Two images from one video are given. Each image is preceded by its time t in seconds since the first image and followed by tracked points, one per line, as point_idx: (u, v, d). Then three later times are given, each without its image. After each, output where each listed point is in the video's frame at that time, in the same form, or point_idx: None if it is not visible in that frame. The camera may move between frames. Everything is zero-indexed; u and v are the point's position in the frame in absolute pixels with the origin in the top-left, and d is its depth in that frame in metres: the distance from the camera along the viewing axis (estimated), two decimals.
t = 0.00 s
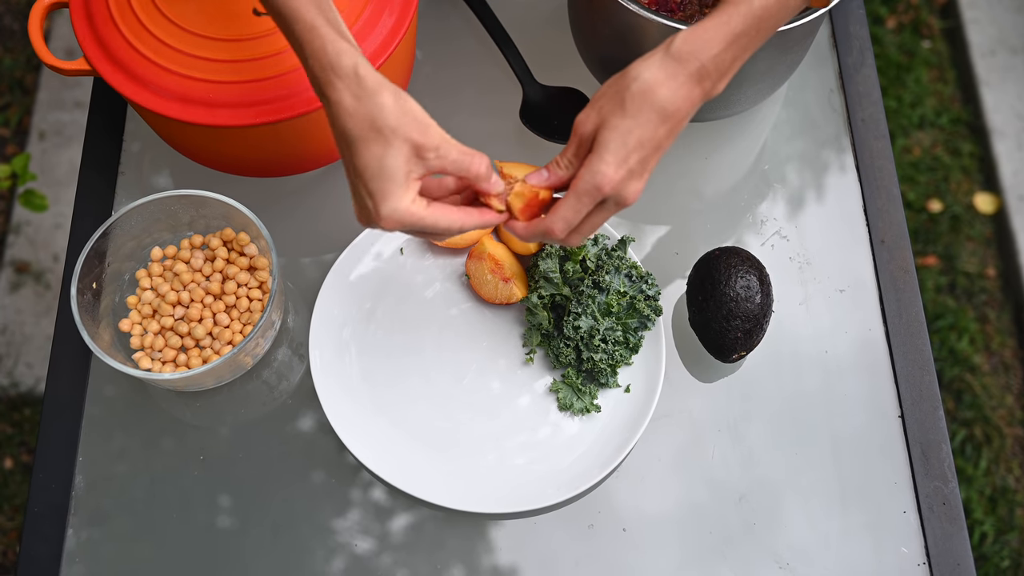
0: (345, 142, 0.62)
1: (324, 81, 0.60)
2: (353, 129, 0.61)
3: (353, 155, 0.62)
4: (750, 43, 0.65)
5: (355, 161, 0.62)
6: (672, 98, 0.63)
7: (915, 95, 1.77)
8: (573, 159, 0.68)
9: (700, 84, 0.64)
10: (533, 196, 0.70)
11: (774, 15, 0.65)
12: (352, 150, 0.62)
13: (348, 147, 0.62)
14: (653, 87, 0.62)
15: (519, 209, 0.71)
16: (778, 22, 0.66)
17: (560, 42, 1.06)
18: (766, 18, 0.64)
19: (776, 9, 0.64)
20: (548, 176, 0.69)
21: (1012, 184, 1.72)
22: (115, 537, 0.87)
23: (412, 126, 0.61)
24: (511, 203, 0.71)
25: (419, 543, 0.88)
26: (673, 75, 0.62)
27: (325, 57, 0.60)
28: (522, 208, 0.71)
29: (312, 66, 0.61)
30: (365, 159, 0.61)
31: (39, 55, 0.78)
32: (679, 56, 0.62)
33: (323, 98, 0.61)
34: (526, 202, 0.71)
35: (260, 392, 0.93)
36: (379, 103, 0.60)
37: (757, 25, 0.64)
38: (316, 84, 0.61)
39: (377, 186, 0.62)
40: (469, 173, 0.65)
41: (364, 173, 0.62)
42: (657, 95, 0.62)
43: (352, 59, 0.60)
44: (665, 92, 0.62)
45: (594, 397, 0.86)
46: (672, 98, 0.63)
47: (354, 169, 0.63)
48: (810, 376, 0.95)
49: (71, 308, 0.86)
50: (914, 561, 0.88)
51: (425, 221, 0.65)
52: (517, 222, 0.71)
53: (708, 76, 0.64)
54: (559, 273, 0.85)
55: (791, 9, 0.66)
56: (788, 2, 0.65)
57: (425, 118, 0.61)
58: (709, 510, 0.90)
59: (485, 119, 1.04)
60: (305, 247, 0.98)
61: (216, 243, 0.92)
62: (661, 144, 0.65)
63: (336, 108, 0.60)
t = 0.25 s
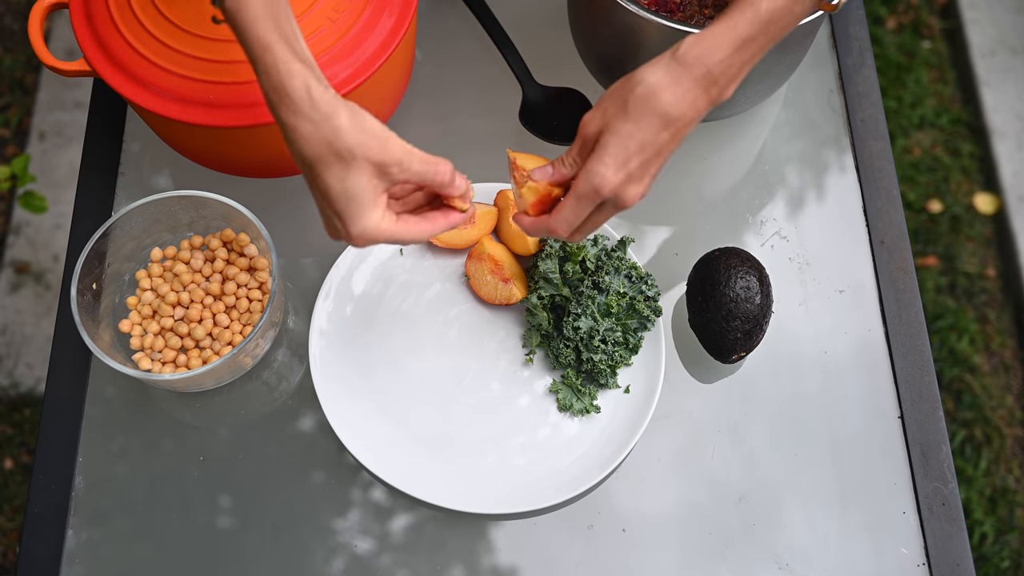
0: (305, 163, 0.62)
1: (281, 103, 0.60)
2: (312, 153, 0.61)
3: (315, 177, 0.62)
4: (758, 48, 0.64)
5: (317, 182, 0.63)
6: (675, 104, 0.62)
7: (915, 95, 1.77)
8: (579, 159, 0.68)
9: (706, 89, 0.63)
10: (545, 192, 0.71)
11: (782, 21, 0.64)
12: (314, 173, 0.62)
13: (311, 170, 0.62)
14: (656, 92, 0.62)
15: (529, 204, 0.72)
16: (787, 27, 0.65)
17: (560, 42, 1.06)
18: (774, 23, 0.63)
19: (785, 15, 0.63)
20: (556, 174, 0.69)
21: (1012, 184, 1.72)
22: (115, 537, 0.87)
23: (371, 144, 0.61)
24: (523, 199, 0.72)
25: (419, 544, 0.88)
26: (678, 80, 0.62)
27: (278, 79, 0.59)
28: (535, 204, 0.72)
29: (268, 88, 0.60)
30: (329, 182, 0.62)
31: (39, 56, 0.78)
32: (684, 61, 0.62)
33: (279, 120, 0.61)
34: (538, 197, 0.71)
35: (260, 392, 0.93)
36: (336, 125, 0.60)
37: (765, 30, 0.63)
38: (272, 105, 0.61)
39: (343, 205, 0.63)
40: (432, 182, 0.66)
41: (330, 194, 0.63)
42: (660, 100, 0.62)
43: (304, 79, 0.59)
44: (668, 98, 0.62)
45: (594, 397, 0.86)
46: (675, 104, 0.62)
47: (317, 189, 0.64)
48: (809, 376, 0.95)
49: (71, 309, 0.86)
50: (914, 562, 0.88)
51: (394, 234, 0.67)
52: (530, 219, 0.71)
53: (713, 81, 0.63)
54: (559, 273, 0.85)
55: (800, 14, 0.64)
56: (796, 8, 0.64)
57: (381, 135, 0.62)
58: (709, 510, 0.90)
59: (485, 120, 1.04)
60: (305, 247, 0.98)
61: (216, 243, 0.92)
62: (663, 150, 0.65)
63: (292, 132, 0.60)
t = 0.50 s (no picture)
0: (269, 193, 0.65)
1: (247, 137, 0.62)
2: (268, 187, 0.63)
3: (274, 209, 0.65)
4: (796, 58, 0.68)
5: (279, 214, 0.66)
6: (733, 130, 0.65)
7: (915, 95, 1.77)
8: (623, 182, 0.70)
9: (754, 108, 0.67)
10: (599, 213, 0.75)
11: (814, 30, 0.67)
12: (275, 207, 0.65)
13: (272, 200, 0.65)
14: (716, 126, 0.64)
15: (586, 230, 0.76)
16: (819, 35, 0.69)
17: (559, 43, 1.06)
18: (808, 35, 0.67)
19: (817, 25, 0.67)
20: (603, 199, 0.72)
21: (1012, 184, 1.72)
22: (115, 537, 0.87)
23: (318, 198, 0.62)
24: (580, 224, 0.76)
25: (419, 544, 0.88)
26: (731, 108, 0.65)
27: (245, 120, 0.61)
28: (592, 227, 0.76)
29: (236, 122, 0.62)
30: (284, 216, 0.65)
31: (39, 57, 0.78)
32: (736, 89, 0.65)
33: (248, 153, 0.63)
34: (592, 220, 0.75)
35: (259, 393, 0.93)
36: (285, 170, 0.61)
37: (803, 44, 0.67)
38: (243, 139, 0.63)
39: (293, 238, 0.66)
40: (376, 248, 0.67)
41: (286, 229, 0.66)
42: (722, 132, 0.65)
43: (264, 122, 0.60)
44: (729, 128, 0.65)
45: (593, 398, 0.86)
46: (734, 131, 0.66)
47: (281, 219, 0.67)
48: (809, 377, 0.95)
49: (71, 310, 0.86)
50: (913, 563, 0.89)
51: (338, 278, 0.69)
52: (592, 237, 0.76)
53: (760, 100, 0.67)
54: (559, 275, 0.86)
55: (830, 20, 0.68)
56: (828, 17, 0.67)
57: (336, 190, 0.62)
58: (709, 511, 0.90)
59: (485, 121, 1.04)
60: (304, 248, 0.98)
61: (215, 244, 0.92)
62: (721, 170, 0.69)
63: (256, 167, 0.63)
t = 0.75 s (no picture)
0: (369, 220, 0.67)
1: (353, 165, 0.67)
2: (389, 210, 0.67)
3: (380, 234, 0.68)
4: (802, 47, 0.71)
5: (376, 242, 0.68)
6: (746, 122, 0.69)
7: (915, 95, 1.77)
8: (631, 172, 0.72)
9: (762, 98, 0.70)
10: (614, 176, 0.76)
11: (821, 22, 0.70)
12: (381, 231, 0.68)
13: (376, 226, 0.68)
14: (731, 120, 0.68)
15: (610, 200, 0.77)
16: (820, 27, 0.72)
17: (559, 43, 1.06)
18: (816, 26, 0.70)
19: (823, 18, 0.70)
20: (600, 167, 0.74)
21: (1012, 183, 1.72)
22: (115, 539, 0.87)
23: (426, 202, 0.69)
24: (606, 198, 0.76)
25: (419, 545, 0.88)
26: (745, 101, 0.68)
27: (356, 142, 0.67)
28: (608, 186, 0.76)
29: (337, 154, 0.67)
30: (398, 238, 0.67)
31: (38, 59, 0.78)
32: (750, 82, 0.68)
33: (345, 185, 0.67)
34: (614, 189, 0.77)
35: (259, 395, 0.93)
36: (399, 191, 0.67)
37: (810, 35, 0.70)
38: (340, 169, 0.67)
39: (413, 260, 0.68)
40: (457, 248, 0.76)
41: (394, 250, 0.68)
42: (737, 126, 0.68)
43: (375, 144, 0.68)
44: (743, 121, 0.68)
45: (593, 400, 0.86)
46: (748, 124, 0.69)
47: (374, 249, 0.69)
48: (809, 378, 0.95)
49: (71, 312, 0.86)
50: (913, 563, 0.88)
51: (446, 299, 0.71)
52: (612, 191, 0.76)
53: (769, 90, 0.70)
54: (558, 276, 0.86)
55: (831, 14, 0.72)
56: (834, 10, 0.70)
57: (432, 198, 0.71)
58: (709, 511, 0.90)
59: (484, 122, 1.04)
60: (304, 249, 0.98)
61: (215, 246, 0.92)
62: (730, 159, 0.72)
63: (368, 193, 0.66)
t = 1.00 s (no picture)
0: (403, 222, 0.71)
1: (385, 171, 0.70)
2: (421, 211, 0.71)
3: (416, 236, 0.71)
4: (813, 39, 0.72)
5: (411, 243, 0.72)
6: (758, 116, 0.70)
7: (915, 95, 1.77)
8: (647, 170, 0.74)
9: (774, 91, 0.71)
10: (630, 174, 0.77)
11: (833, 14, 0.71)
12: (418, 232, 0.71)
13: (411, 228, 0.71)
14: (743, 115, 0.69)
15: (632, 199, 0.78)
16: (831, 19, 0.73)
17: (559, 43, 1.06)
18: (827, 18, 0.71)
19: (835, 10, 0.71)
20: (613, 168, 0.76)
21: (1012, 184, 1.72)
22: (115, 539, 0.87)
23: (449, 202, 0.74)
24: (628, 198, 0.78)
25: (419, 546, 0.88)
26: (756, 96, 0.69)
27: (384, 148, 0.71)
28: (627, 187, 0.78)
29: (371, 161, 0.70)
30: (433, 236, 0.71)
31: (37, 59, 0.78)
32: (760, 77, 0.69)
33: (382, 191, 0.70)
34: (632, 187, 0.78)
35: (259, 395, 0.93)
36: (427, 194, 0.72)
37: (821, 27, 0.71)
38: (372, 177, 0.70)
39: (451, 259, 0.72)
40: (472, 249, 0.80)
41: (432, 249, 0.72)
42: (749, 121, 0.69)
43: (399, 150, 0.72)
44: (755, 115, 0.70)
45: (593, 400, 0.86)
46: (760, 118, 0.70)
47: (407, 249, 0.72)
48: (809, 378, 0.95)
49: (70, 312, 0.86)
50: (914, 564, 0.88)
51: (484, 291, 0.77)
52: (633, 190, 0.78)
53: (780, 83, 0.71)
54: (559, 276, 0.86)
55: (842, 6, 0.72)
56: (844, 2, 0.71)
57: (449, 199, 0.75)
58: (709, 512, 0.89)
59: (484, 122, 1.04)
60: (304, 249, 0.98)
61: (214, 247, 0.92)
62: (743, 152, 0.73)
63: (403, 197, 0.70)
